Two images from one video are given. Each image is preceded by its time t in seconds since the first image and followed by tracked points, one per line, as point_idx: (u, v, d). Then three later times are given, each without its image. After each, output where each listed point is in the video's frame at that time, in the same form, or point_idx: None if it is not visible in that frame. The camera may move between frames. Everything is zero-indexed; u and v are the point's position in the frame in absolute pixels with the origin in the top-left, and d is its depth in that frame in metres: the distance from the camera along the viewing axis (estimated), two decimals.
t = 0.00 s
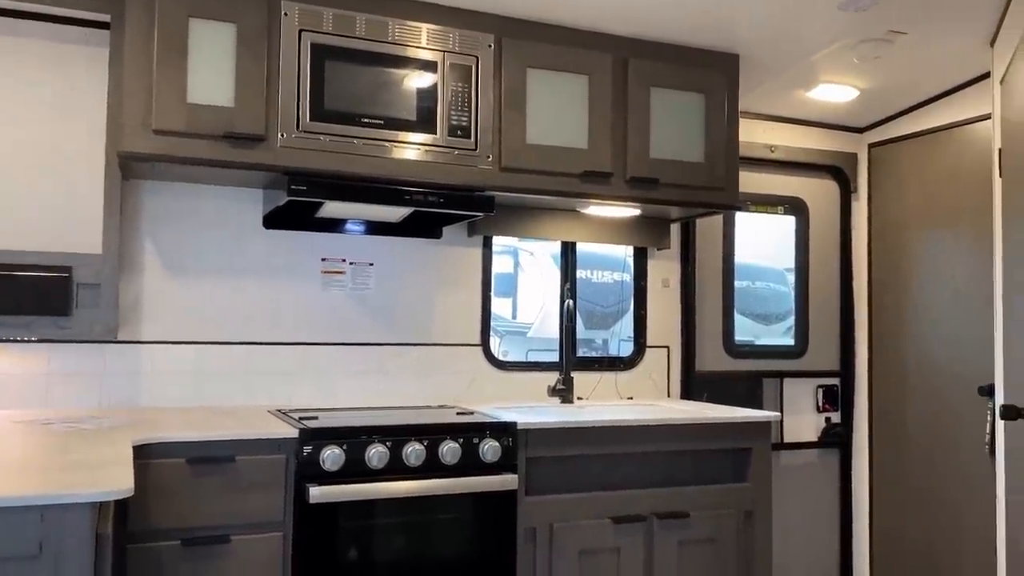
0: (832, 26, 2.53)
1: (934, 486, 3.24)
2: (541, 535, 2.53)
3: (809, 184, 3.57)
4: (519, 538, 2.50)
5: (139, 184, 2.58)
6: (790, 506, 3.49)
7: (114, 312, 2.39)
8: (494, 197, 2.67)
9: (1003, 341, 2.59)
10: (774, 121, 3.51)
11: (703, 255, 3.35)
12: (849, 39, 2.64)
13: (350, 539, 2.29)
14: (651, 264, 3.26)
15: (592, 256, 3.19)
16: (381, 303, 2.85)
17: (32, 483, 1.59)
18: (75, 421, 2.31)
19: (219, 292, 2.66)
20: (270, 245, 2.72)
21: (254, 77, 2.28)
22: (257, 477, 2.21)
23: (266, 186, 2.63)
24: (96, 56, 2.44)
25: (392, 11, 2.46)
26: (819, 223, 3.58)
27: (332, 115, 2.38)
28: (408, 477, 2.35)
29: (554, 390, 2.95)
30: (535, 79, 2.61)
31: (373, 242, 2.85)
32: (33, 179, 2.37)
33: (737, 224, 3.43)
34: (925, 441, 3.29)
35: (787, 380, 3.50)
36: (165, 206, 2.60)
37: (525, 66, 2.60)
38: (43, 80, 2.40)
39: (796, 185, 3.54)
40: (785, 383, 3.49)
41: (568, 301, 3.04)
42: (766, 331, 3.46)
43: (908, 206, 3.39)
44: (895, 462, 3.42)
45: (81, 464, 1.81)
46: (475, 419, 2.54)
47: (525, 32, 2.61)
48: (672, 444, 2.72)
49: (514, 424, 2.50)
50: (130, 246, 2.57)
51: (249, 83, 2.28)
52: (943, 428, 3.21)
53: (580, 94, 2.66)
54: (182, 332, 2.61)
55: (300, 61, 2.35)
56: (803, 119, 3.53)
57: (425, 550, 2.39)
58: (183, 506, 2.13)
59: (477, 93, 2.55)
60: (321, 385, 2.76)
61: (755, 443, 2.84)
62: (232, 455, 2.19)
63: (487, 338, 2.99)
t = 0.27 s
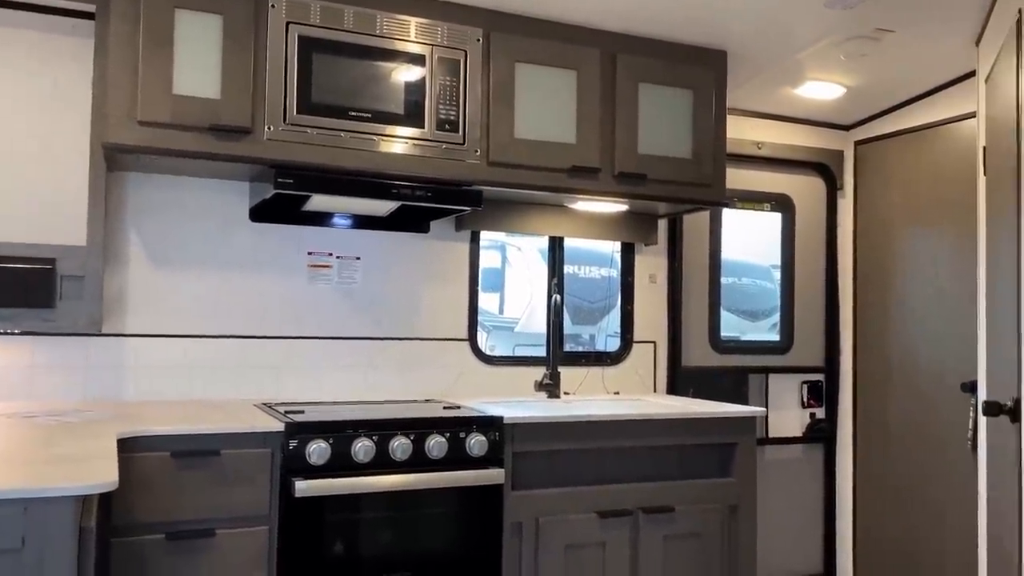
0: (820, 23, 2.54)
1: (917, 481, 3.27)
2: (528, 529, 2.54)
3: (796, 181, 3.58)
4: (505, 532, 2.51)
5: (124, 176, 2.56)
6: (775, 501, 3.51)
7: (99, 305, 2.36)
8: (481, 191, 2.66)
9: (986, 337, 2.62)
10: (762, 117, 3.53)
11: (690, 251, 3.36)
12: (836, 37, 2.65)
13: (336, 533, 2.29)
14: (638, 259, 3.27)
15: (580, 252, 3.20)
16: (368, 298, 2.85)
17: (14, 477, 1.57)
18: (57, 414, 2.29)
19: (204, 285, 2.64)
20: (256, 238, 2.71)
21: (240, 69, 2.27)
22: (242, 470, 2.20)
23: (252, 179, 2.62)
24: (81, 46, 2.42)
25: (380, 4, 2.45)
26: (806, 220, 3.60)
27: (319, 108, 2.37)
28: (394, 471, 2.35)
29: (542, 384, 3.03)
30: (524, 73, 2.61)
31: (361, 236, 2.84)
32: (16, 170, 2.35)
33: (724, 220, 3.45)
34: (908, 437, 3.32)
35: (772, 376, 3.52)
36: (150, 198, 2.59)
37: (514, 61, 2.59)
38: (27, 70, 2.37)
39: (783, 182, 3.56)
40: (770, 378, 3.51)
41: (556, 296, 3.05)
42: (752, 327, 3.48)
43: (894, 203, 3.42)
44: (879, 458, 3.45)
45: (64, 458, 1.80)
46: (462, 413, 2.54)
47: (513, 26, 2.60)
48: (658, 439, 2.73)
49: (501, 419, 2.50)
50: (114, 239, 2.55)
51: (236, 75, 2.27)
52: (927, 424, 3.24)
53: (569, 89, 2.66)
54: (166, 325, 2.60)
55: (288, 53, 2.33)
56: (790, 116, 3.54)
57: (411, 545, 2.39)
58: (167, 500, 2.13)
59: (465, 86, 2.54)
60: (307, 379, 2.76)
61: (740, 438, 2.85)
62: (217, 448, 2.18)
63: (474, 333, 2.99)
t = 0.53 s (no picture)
0: (809, 18, 2.55)
1: (904, 474, 3.29)
2: (516, 522, 2.54)
3: (785, 175, 3.59)
4: (493, 525, 2.50)
5: (110, 166, 2.54)
6: (762, 494, 3.52)
7: (84, 298, 2.32)
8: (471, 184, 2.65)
9: (973, 331, 2.63)
10: (751, 112, 3.53)
11: (680, 244, 3.37)
12: (825, 31, 2.65)
13: (324, 526, 2.28)
14: (627, 253, 3.27)
15: (569, 246, 3.19)
16: (357, 290, 2.83)
17: None
18: (42, 406, 2.27)
19: (192, 277, 2.63)
20: (244, 230, 2.70)
21: (228, 59, 2.25)
22: (229, 463, 2.19)
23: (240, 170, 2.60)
24: (67, 35, 2.39)
25: None
26: (795, 215, 3.61)
27: (308, 99, 2.36)
28: (383, 464, 2.34)
29: (531, 377, 2.97)
30: (514, 65, 2.60)
31: (349, 229, 2.83)
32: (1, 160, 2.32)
33: (714, 214, 3.45)
34: (895, 431, 3.33)
35: (761, 370, 3.53)
36: (137, 189, 2.57)
37: (504, 53, 2.58)
38: (11, 60, 2.35)
39: (772, 176, 3.57)
40: (759, 371, 3.53)
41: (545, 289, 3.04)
42: (740, 321, 3.49)
43: (882, 198, 3.43)
44: (866, 451, 3.46)
45: (49, 450, 1.78)
46: (451, 406, 2.53)
47: (504, 18, 2.59)
48: (647, 432, 2.73)
49: (490, 411, 2.50)
50: (100, 230, 2.53)
51: (224, 65, 2.25)
52: (914, 418, 3.26)
53: (559, 81, 2.65)
54: (153, 317, 2.58)
55: (276, 44, 2.32)
56: (780, 110, 3.55)
57: (400, 538, 2.39)
58: (153, 493, 2.11)
59: (455, 78, 2.53)
60: (295, 372, 2.74)
61: (729, 431, 2.86)
62: (204, 441, 2.17)
63: (463, 326, 2.98)
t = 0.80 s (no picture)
0: (803, 9, 2.54)
1: (895, 466, 3.30)
2: (508, 513, 2.54)
3: (778, 168, 3.59)
4: (485, 516, 2.50)
5: (101, 156, 2.52)
6: (754, 485, 3.54)
7: (76, 289, 2.37)
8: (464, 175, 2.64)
9: (965, 323, 2.64)
10: (745, 104, 3.53)
11: (673, 236, 3.37)
12: (819, 23, 2.65)
13: (316, 517, 2.27)
14: (620, 244, 3.27)
15: (562, 238, 3.19)
16: (349, 281, 2.83)
17: None
18: (33, 397, 2.26)
19: (183, 268, 2.61)
20: (236, 221, 2.68)
21: (219, 48, 2.23)
22: (221, 454, 2.18)
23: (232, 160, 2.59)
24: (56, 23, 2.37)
25: None
26: (787, 207, 3.61)
27: (300, 89, 2.34)
28: (375, 455, 2.34)
29: (524, 369, 2.98)
30: (507, 56, 2.59)
31: (341, 219, 2.81)
32: None
33: (707, 206, 3.45)
34: (886, 422, 3.35)
35: (753, 362, 3.54)
36: (128, 179, 2.55)
37: (497, 43, 2.57)
38: None
39: (765, 168, 3.57)
40: (751, 363, 3.53)
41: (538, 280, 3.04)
42: (732, 313, 3.49)
43: (875, 190, 3.43)
44: (857, 443, 3.48)
45: (39, 441, 1.77)
46: (443, 397, 2.53)
47: (497, 8, 2.58)
48: (639, 423, 2.74)
49: (483, 403, 2.49)
50: (91, 220, 2.51)
51: (215, 54, 2.23)
52: (905, 410, 3.27)
53: (552, 72, 2.65)
54: (145, 308, 2.57)
55: (268, 33, 2.30)
56: (773, 102, 3.55)
57: (392, 529, 2.39)
58: (145, 483, 2.10)
59: (447, 69, 2.52)
60: (287, 363, 2.74)
61: (720, 423, 2.86)
62: (196, 432, 2.16)
63: (455, 318, 2.98)
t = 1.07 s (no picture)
0: None
1: (891, 455, 3.31)
2: (505, 503, 2.54)
3: (775, 157, 3.59)
4: (482, 506, 2.51)
5: (95, 145, 2.50)
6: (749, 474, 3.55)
7: (70, 279, 2.34)
8: (460, 164, 2.64)
9: (961, 313, 2.65)
10: (741, 93, 3.52)
11: (669, 227, 3.37)
12: (816, 12, 2.64)
13: (313, 507, 2.28)
14: (617, 234, 3.27)
15: (559, 228, 3.19)
16: (346, 271, 2.82)
17: None
18: (28, 387, 2.25)
19: (178, 258, 2.61)
20: (231, 210, 2.67)
21: (214, 36, 2.22)
22: (218, 444, 2.18)
23: (227, 150, 2.58)
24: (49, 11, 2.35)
25: None
26: (784, 197, 3.61)
27: (295, 78, 2.33)
28: (372, 445, 2.34)
29: (520, 358, 2.99)
30: (503, 45, 2.58)
31: (337, 209, 2.81)
32: None
33: (703, 196, 3.45)
34: (882, 412, 3.36)
35: (749, 351, 3.54)
36: (122, 169, 2.54)
37: (494, 32, 2.56)
38: None
39: (762, 158, 3.56)
40: (747, 352, 3.54)
41: (534, 270, 3.03)
42: (729, 303, 3.50)
43: (872, 180, 3.43)
44: (853, 432, 3.49)
45: (34, 431, 1.76)
46: (440, 387, 2.53)
47: None
48: (635, 412, 2.74)
49: (479, 392, 2.50)
50: (86, 210, 2.50)
51: (209, 42, 2.22)
52: (901, 399, 3.28)
53: (548, 61, 2.64)
54: (140, 298, 2.56)
55: (263, 21, 2.28)
56: (770, 92, 3.54)
57: (389, 519, 2.39)
58: (142, 474, 2.10)
59: (443, 57, 2.51)
60: (283, 353, 2.73)
61: (717, 412, 2.87)
62: (192, 422, 2.16)
63: (452, 308, 2.97)
